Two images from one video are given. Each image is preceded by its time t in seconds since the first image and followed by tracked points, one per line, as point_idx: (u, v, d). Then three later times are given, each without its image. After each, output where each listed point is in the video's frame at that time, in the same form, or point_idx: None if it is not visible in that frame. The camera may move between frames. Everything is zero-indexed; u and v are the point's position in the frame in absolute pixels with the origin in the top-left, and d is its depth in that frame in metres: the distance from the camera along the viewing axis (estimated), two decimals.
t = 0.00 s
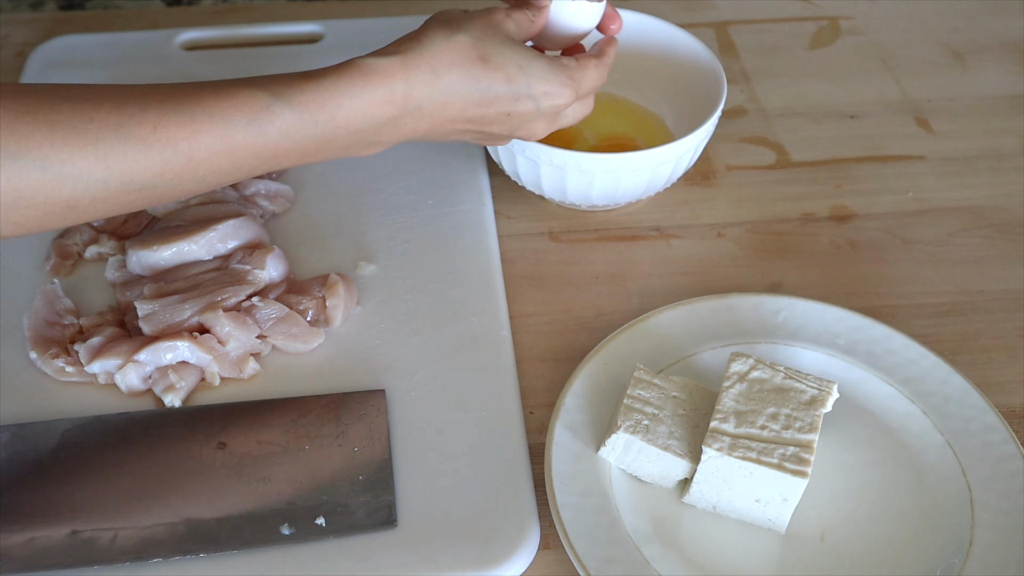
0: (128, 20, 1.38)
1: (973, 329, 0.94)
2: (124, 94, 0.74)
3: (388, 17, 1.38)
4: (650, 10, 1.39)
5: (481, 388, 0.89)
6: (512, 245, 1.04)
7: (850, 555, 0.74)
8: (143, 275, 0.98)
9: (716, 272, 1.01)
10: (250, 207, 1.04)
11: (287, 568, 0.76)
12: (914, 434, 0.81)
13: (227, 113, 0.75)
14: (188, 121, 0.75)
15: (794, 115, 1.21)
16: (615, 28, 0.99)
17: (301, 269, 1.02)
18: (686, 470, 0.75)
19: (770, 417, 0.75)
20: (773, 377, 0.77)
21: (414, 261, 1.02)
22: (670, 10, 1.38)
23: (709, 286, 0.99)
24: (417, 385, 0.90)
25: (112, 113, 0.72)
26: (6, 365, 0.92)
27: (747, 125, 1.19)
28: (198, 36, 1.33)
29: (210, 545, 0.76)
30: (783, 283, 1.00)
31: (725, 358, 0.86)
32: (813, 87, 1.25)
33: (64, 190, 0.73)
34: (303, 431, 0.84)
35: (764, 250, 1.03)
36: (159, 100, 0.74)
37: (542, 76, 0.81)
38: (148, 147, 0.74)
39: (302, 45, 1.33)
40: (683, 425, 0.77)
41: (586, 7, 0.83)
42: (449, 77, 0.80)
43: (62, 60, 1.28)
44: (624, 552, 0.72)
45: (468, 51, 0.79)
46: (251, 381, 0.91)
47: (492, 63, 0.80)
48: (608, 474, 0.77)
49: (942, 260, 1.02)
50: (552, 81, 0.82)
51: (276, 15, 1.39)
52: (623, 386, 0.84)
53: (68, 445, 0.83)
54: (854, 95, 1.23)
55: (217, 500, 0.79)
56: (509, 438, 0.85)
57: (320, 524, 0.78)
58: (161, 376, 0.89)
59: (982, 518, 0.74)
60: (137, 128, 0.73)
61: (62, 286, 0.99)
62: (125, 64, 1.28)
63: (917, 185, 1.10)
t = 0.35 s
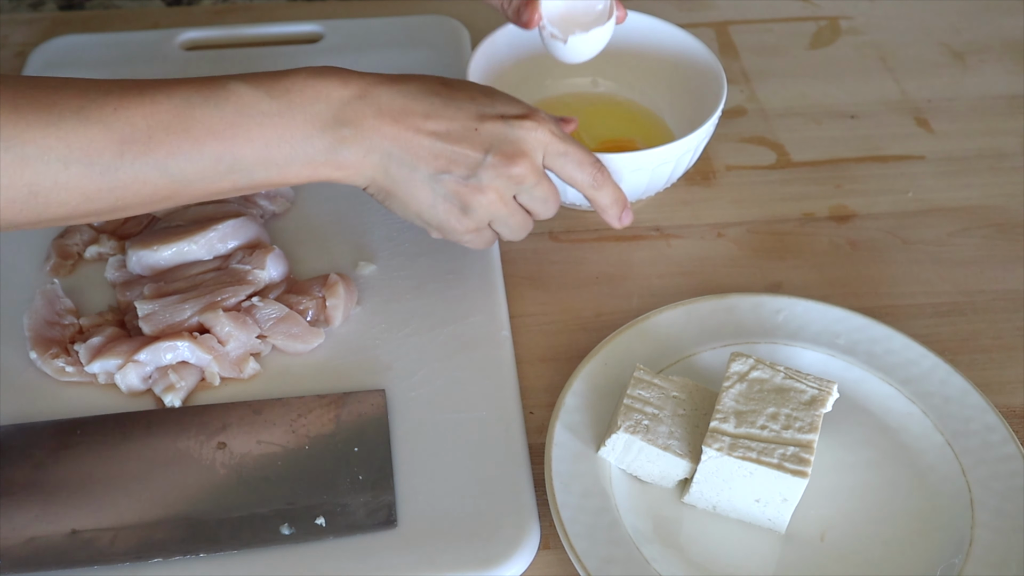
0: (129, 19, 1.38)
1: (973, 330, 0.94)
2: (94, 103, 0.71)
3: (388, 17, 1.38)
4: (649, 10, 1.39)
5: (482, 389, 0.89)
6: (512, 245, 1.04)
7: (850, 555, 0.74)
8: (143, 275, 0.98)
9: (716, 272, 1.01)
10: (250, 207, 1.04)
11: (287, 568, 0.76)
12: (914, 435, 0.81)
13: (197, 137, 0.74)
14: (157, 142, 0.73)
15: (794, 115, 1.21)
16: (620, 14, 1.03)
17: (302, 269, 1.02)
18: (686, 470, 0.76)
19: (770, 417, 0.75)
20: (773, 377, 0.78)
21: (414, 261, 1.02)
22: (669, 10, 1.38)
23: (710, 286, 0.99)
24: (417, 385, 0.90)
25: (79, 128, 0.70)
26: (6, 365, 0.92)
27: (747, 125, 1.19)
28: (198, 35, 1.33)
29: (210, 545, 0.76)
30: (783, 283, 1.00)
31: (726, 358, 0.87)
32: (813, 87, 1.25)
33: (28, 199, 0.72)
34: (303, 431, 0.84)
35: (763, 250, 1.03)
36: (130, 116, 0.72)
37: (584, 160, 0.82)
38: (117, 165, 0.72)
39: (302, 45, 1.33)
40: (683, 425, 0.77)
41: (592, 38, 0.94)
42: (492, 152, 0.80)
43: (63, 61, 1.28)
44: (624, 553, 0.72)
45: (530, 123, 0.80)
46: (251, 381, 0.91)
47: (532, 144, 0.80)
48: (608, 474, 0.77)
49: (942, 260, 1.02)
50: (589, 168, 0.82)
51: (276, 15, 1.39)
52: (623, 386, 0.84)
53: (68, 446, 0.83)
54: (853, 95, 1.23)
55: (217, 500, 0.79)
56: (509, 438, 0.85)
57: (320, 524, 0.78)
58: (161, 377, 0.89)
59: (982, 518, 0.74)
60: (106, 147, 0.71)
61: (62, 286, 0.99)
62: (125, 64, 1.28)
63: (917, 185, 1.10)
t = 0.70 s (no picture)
0: (129, 19, 1.38)
1: (973, 329, 0.94)
2: (140, 77, 0.72)
3: (388, 17, 1.38)
4: (649, 11, 1.39)
5: (482, 389, 0.89)
6: (511, 245, 1.04)
7: (850, 555, 0.74)
8: (144, 275, 0.98)
9: (717, 272, 1.01)
10: (250, 207, 1.04)
11: (288, 568, 0.76)
12: (914, 434, 0.81)
13: (241, 114, 0.74)
14: (201, 117, 0.73)
15: (794, 114, 1.21)
16: (630, 45, 1.04)
17: (302, 268, 1.02)
18: (686, 470, 0.76)
19: (770, 417, 0.75)
20: (773, 377, 0.78)
21: (414, 261, 1.02)
22: (669, 11, 1.39)
23: (710, 286, 0.99)
24: (417, 385, 0.90)
25: (125, 100, 0.71)
26: (6, 366, 0.92)
27: (747, 125, 1.19)
28: (198, 36, 1.34)
29: (210, 545, 0.76)
30: (783, 283, 1.00)
31: (726, 358, 0.86)
32: (813, 86, 1.25)
33: (73, 169, 0.72)
34: (304, 431, 0.84)
35: (763, 250, 1.04)
36: (177, 91, 0.72)
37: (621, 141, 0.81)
38: (160, 139, 0.72)
39: (302, 45, 1.33)
40: (684, 424, 0.77)
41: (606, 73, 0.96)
42: (530, 129, 0.78)
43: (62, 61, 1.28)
44: (624, 553, 0.72)
45: (567, 101, 0.78)
46: (251, 381, 0.91)
47: (569, 122, 0.79)
48: (608, 474, 0.77)
49: (942, 260, 1.02)
50: (623, 150, 0.81)
51: (276, 15, 1.39)
52: (623, 386, 0.84)
53: (68, 445, 0.83)
54: (854, 95, 1.23)
55: (217, 499, 0.79)
56: (509, 438, 0.85)
57: (320, 524, 0.78)
58: (161, 376, 0.89)
59: (982, 518, 0.74)
60: (149, 121, 0.71)
61: (62, 286, 1.00)
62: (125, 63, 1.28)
63: (918, 185, 1.10)
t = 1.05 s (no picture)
0: (129, 19, 1.38)
1: (973, 329, 0.94)
2: (96, 130, 0.69)
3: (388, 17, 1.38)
4: (649, 12, 1.39)
5: (482, 389, 0.89)
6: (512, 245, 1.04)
7: (850, 555, 0.74)
8: (144, 275, 0.98)
9: (717, 272, 1.01)
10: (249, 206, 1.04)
11: (287, 568, 0.76)
12: (914, 434, 0.81)
13: (204, 172, 0.71)
14: (162, 173, 0.70)
15: (794, 114, 1.21)
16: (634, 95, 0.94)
17: (302, 268, 1.02)
18: (686, 470, 0.75)
19: (770, 417, 0.75)
20: (772, 377, 0.78)
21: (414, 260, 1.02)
22: (670, 12, 1.39)
23: (709, 286, 0.99)
24: (417, 385, 0.90)
25: (80, 153, 0.68)
26: (6, 365, 0.92)
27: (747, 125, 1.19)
28: (198, 36, 1.34)
29: (209, 545, 0.76)
30: (784, 283, 1.00)
31: (726, 358, 0.86)
32: (813, 87, 1.25)
33: (20, 225, 0.70)
34: (304, 431, 0.84)
35: (763, 250, 1.04)
36: (135, 146, 0.69)
37: (617, 208, 0.74)
38: (116, 196, 0.70)
39: (302, 45, 1.33)
40: (684, 425, 0.77)
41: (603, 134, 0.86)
42: (518, 198, 0.73)
43: (62, 60, 1.28)
44: (624, 553, 0.72)
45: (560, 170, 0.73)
46: (251, 381, 0.91)
47: (563, 190, 0.73)
48: (608, 475, 0.77)
49: (942, 261, 1.02)
50: (622, 216, 0.75)
51: (276, 14, 1.39)
52: (623, 386, 0.84)
53: (68, 445, 0.83)
54: (854, 95, 1.23)
55: (218, 500, 0.79)
56: (509, 438, 0.85)
57: (320, 524, 0.78)
58: (161, 376, 0.89)
59: (982, 518, 0.74)
60: (107, 175, 0.69)
61: (62, 286, 1.00)
62: (125, 63, 1.29)
63: (918, 185, 1.10)
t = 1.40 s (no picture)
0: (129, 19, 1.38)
1: (973, 329, 0.94)
2: None
3: (389, 17, 1.38)
4: (649, 13, 1.40)
5: (482, 388, 0.89)
6: (512, 246, 1.05)
7: (850, 555, 0.74)
8: (144, 275, 0.98)
9: (717, 271, 1.01)
10: (250, 207, 1.04)
11: (287, 568, 0.76)
12: (914, 434, 0.81)
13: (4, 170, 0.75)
14: None
15: (794, 114, 1.21)
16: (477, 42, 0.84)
17: (302, 268, 1.02)
18: (686, 470, 0.75)
19: (770, 417, 0.75)
20: (773, 377, 0.78)
21: (414, 260, 1.02)
22: (670, 13, 1.39)
23: (709, 286, 0.99)
24: (417, 385, 0.90)
25: None
26: (6, 365, 0.92)
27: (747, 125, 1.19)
28: (198, 35, 1.33)
29: (209, 545, 0.77)
30: (784, 283, 1.00)
31: (726, 358, 0.87)
32: (813, 87, 1.25)
33: None
34: (304, 431, 0.84)
35: (763, 250, 1.04)
36: None
37: (493, 72, 0.65)
38: None
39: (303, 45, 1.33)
40: (684, 425, 0.77)
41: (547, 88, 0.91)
42: (318, 119, 0.69)
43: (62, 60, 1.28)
44: (624, 552, 0.72)
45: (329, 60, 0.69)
46: (251, 381, 0.91)
47: (364, 89, 0.68)
48: (608, 475, 0.77)
49: (942, 261, 1.02)
50: (382, 90, 0.68)
51: (276, 14, 1.40)
52: (623, 386, 0.84)
53: (68, 444, 0.83)
54: (854, 95, 1.23)
55: (218, 500, 0.79)
56: (509, 437, 0.85)
57: (320, 524, 0.78)
58: (161, 376, 0.89)
59: (982, 518, 0.74)
60: None
61: (62, 286, 0.99)
62: (125, 63, 1.29)
63: (918, 185, 1.10)
